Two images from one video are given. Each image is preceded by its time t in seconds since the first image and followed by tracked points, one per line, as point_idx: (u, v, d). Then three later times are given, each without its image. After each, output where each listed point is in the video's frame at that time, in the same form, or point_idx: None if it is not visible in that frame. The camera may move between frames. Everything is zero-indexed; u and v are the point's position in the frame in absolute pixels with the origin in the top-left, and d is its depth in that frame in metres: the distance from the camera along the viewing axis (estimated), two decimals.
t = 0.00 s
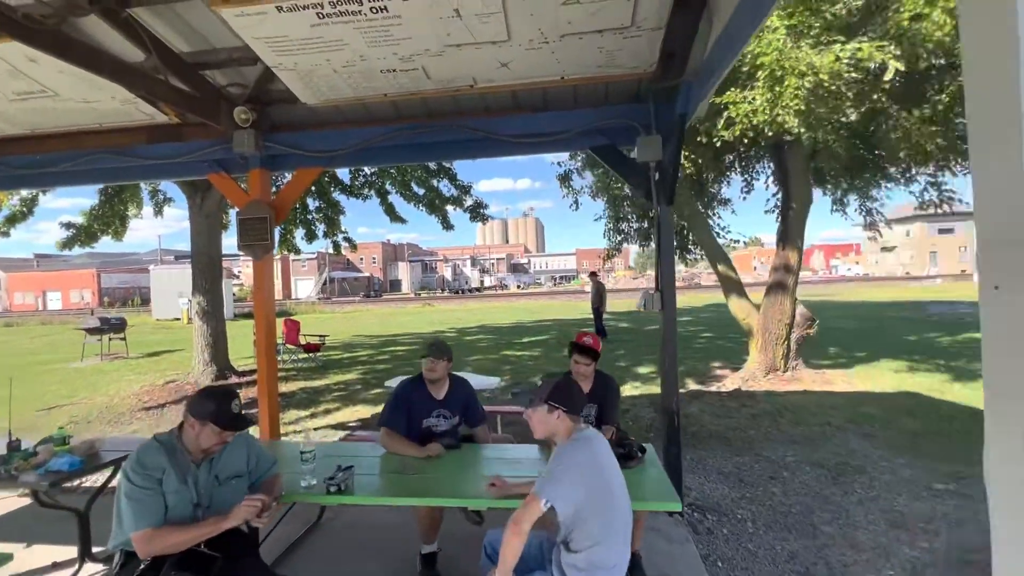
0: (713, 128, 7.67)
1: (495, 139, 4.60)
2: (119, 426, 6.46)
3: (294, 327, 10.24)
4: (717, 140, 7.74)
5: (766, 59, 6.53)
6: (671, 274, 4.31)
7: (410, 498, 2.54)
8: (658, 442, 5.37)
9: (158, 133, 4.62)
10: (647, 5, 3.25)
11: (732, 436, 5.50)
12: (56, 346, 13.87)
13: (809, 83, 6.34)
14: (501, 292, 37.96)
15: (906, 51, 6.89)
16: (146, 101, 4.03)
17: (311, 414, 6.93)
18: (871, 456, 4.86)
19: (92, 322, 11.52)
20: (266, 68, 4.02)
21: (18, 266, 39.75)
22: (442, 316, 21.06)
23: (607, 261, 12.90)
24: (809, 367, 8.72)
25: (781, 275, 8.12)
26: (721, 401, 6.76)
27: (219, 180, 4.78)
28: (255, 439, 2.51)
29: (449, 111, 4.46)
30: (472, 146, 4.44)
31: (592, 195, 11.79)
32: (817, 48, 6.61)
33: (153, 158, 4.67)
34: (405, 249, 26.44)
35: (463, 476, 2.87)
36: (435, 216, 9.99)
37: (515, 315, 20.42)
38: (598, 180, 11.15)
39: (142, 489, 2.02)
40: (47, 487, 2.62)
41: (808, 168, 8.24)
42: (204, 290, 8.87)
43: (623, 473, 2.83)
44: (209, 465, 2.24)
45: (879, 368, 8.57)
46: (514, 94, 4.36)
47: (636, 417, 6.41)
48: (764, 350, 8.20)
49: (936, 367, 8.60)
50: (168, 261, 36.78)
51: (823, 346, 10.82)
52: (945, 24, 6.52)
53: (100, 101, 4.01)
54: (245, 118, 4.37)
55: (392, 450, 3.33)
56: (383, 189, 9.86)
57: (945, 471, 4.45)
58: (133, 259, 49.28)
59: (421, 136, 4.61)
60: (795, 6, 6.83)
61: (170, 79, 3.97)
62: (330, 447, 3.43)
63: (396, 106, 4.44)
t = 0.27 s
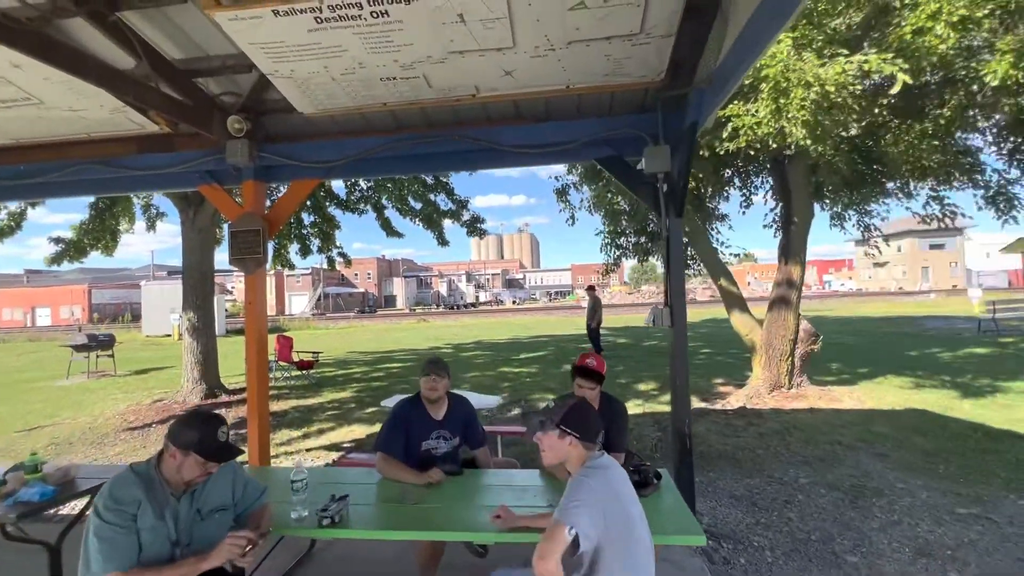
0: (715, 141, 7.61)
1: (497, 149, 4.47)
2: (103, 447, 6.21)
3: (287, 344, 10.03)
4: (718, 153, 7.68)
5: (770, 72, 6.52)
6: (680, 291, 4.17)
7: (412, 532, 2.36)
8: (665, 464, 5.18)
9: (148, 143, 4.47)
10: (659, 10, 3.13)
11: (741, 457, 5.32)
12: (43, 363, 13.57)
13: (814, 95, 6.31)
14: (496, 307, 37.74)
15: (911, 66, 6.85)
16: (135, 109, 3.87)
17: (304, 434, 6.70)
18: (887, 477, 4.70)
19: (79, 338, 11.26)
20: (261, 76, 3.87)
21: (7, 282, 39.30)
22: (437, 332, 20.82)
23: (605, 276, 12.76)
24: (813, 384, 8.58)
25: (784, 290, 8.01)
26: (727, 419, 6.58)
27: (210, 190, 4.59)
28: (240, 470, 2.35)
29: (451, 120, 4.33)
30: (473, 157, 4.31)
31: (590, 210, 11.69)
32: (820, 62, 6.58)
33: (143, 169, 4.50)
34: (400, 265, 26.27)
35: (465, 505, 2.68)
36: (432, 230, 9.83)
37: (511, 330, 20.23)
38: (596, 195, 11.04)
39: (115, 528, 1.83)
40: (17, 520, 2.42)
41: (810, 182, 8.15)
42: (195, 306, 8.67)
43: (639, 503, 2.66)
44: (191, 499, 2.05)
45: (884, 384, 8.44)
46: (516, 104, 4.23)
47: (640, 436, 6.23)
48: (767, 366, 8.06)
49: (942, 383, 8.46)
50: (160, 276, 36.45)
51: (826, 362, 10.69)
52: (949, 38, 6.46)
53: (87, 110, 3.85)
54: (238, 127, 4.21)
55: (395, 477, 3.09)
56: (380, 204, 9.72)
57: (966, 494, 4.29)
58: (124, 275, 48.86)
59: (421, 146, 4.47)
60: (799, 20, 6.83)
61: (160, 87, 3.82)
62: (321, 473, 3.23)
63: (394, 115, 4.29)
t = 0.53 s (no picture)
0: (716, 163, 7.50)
1: (496, 169, 4.30)
2: (81, 481, 5.91)
3: (278, 369, 9.75)
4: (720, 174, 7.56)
5: (774, 93, 6.45)
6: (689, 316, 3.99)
7: None
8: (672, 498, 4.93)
9: (134, 163, 4.30)
10: (668, 27, 3.00)
11: (752, 490, 5.07)
12: (25, 389, 13.19)
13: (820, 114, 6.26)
14: (491, 330, 37.44)
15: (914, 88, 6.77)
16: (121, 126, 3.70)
17: (292, 465, 6.42)
18: (907, 512, 4.47)
19: (63, 364, 10.95)
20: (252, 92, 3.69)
21: None
22: (431, 355, 20.49)
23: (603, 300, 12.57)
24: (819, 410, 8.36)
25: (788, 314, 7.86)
26: (733, 449, 6.33)
27: (196, 212, 4.40)
28: (214, 519, 2.23)
29: (451, 139, 4.17)
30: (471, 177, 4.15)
31: (587, 233, 11.55)
32: (823, 83, 6.50)
33: (127, 190, 4.30)
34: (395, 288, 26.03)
35: (463, 554, 2.45)
36: (428, 253, 9.65)
37: (508, 354, 19.94)
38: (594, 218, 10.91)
39: None
40: None
41: (810, 206, 8.00)
42: (182, 330, 8.43)
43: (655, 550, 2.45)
44: (154, 554, 1.94)
45: (892, 411, 8.22)
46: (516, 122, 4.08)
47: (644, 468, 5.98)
48: (772, 393, 7.85)
49: (951, 410, 8.25)
50: (150, 299, 36.02)
51: (830, 387, 10.48)
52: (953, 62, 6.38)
53: (70, 128, 3.67)
54: (228, 146, 4.03)
55: (387, 522, 2.84)
56: (375, 226, 9.55)
57: (992, 531, 4.06)
58: (116, 297, 48.38)
59: (419, 166, 4.31)
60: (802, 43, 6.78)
61: (146, 103, 3.65)
62: (308, 515, 3.00)
63: (390, 133, 4.12)
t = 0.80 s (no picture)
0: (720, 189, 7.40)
1: (500, 194, 4.14)
2: (60, 519, 5.61)
3: (270, 398, 9.48)
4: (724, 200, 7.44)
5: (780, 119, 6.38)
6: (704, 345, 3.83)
7: None
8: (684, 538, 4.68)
9: (127, 187, 4.13)
10: (685, 48, 2.89)
11: (768, 529, 4.83)
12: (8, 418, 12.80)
13: (826, 139, 6.18)
14: (487, 356, 37.07)
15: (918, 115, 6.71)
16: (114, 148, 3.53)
17: (283, 501, 6.13)
18: (933, 554, 4.24)
19: (48, 392, 10.61)
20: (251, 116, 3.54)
21: None
22: (426, 383, 20.17)
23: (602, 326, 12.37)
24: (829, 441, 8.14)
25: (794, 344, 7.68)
26: (743, 484, 6.09)
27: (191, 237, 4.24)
28: None
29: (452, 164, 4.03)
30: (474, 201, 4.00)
31: (587, 258, 11.41)
32: (829, 109, 6.43)
33: (117, 215, 4.12)
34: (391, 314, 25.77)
35: None
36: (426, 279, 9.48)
37: (505, 381, 19.63)
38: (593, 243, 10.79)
39: None
40: None
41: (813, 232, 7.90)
42: (172, 359, 8.18)
43: None
44: None
45: (903, 442, 8.01)
46: (522, 146, 3.94)
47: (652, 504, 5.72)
48: (780, 424, 7.63)
49: (964, 441, 8.05)
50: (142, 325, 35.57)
51: (836, 416, 10.26)
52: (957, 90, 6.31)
53: (61, 150, 3.51)
54: (224, 169, 3.87)
55: (383, 571, 2.63)
56: (372, 251, 9.39)
57: None
58: (107, 323, 47.83)
59: (421, 191, 4.17)
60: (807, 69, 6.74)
61: (141, 125, 3.49)
62: (299, 565, 2.77)
63: (392, 157, 3.98)
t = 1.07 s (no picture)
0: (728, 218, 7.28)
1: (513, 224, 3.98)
2: (41, 561, 5.29)
3: (265, 431, 9.17)
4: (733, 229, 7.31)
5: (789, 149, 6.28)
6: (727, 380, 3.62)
7: None
8: None
9: (130, 214, 3.95)
10: (714, 78, 2.75)
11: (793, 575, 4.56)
12: None
13: (837, 171, 6.08)
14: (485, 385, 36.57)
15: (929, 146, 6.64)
16: (119, 175, 3.36)
17: (277, 541, 5.81)
18: None
19: (35, 423, 10.27)
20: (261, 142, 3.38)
21: None
22: (423, 413, 19.78)
23: (604, 355, 12.14)
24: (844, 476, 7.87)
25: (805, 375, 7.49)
26: (761, 524, 5.81)
27: (193, 265, 4.06)
28: None
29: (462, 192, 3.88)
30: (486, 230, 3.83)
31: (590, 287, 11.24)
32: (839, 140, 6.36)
33: (117, 242, 3.94)
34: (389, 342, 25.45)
35: None
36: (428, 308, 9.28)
37: (505, 411, 19.26)
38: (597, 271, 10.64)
39: None
40: None
41: (821, 262, 7.77)
42: (166, 390, 7.91)
43: None
44: None
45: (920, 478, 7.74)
46: (533, 175, 3.79)
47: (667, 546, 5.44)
48: (794, 459, 7.37)
49: (982, 476, 7.78)
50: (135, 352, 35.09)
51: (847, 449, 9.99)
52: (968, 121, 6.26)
53: (64, 176, 3.35)
54: (230, 197, 3.69)
55: None
56: (372, 279, 9.20)
57: None
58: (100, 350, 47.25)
59: (431, 221, 4.01)
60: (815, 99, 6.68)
61: (147, 151, 3.33)
62: None
63: (402, 185, 3.83)
